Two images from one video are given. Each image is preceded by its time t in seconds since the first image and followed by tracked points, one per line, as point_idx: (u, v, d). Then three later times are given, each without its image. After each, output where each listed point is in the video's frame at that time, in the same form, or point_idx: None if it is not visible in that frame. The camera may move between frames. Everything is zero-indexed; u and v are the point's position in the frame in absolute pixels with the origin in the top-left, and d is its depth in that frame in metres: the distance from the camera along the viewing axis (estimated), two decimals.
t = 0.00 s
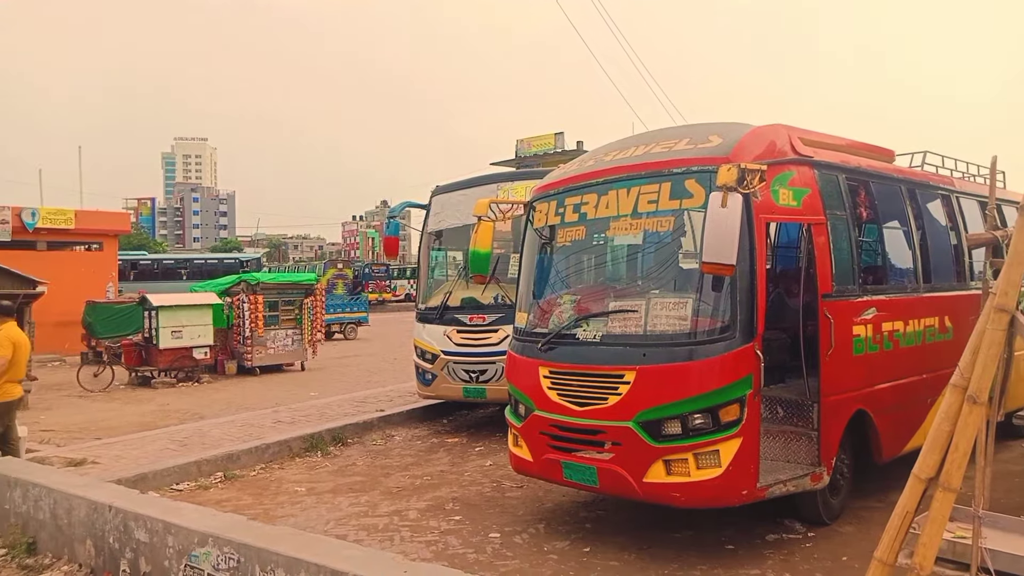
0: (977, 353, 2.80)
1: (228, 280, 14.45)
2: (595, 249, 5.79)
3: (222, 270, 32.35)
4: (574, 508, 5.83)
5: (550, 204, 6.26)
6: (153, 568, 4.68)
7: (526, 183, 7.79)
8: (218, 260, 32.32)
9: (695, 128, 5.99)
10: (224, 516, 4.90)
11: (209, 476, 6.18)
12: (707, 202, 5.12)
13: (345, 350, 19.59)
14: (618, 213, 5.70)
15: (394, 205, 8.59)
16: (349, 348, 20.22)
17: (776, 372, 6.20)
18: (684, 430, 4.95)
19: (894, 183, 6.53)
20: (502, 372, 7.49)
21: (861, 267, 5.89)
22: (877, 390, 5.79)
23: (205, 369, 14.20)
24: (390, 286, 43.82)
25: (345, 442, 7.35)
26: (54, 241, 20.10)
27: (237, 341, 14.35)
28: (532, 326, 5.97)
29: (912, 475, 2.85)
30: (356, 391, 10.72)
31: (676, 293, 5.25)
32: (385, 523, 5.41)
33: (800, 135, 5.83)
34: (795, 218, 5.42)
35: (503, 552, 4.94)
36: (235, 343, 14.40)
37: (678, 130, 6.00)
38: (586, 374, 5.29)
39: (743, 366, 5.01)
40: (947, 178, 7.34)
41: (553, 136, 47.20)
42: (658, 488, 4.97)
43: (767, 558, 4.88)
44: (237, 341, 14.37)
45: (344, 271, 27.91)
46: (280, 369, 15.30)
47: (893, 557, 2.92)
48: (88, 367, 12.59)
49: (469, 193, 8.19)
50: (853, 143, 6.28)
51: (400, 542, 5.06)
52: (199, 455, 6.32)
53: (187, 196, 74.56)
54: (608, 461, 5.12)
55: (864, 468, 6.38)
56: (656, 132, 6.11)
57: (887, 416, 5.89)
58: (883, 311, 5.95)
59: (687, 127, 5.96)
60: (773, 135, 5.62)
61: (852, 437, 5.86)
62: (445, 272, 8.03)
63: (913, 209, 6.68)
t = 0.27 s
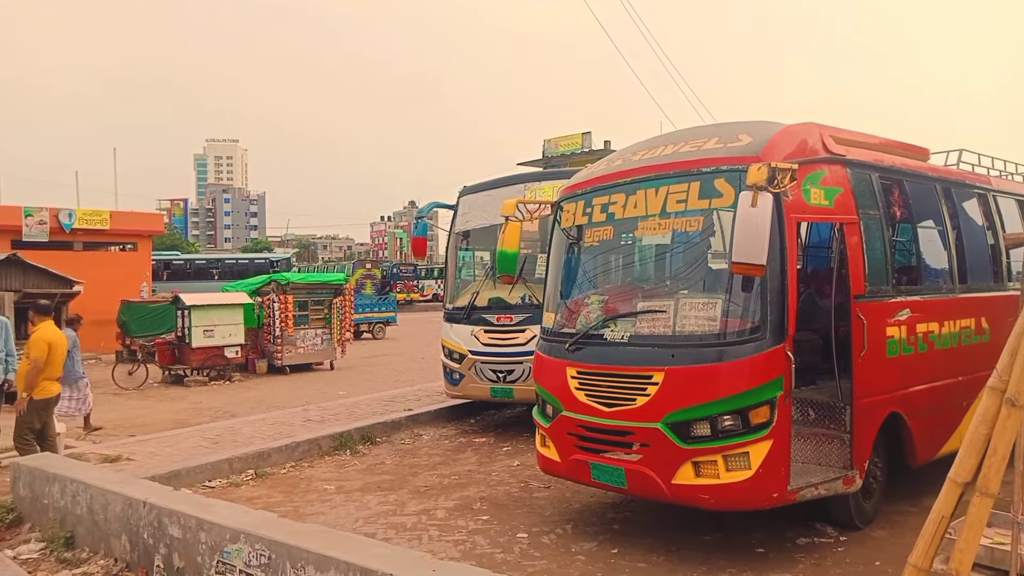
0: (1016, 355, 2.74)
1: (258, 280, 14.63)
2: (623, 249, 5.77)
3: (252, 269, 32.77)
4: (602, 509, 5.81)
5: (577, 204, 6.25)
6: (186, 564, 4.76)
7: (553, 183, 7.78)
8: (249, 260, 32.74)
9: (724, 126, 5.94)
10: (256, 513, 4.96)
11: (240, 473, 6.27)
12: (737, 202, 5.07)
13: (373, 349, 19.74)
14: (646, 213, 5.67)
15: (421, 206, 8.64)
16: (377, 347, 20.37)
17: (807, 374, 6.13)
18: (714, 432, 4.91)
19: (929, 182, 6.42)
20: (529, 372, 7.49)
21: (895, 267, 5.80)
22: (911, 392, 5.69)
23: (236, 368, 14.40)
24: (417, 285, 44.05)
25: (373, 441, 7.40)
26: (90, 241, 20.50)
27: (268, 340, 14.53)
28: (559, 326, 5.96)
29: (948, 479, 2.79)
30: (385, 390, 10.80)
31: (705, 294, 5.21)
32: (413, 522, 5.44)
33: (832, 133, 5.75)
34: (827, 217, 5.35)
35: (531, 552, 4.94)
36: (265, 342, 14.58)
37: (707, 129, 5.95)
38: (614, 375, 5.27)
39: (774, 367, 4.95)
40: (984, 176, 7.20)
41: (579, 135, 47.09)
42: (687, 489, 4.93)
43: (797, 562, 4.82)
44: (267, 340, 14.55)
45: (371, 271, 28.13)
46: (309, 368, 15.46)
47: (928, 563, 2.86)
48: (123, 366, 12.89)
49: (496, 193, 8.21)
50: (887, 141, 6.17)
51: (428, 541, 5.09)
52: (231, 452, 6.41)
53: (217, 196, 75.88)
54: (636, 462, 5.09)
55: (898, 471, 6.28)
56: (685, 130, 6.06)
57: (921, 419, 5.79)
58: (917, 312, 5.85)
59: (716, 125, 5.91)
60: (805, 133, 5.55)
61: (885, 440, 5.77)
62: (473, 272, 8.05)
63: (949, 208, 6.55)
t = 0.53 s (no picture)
0: None
1: (287, 279, 14.80)
2: (650, 248, 5.74)
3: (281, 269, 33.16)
4: (629, 509, 5.79)
5: (604, 203, 6.23)
6: (218, 558, 4.83)
7: (579, 182, 7.77)
8: (277, 259, 33.11)
9: (753, 124, 5.88)
10: (285, 510, 5.01)
11: (270, 470, 6.34)
12: (766, 200, 5.02)
13: (400, 348, 19.87)
14: (674, 211, 5.63)
15: (447, 206, 8.69)
16: (404, 346, 20.49)
17: (838, 374, 6.05)
18: (742, 432, 4.86)
19: (964, 179, 6.30)
20: (555, 371, 7.48)
21: (929, 266, 5.70)
22: (945, 393, 5.59)
23: (265, 366, 14.57)
24: (443, 285, 44.23)
25: (401, 439, 7.45)
26: (123, 240, 20.87)
27: (296, 338, 14.70)
28: (586, 325, 5.95)
29: (984, 481, 2.74)
30: (412, 389, 10.87)
31: (733, 293, 5.17)
32: (440, 519, 5.46)
33: (864, 130, 5.67)
34: (858, 216, 5.28)
35: (558, 551, 4.94)
36: (294, 341, 14.75)
37: (736, 126, 5.90)
38: (641, 375, 5.24)
39: (804, 367, 4.89)
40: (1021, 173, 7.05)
41: (605, 134, 46.92)
42: (715, 490, 4.89)
43: (828, 564, 4.76)
44: (296, 339, 14.70)
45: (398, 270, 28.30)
46: (337, 366, 15.60)
47: (963, 566, 2.81)
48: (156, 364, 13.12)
49: (523, 192, 8.22)
50: (920, 138, 6.07)
51: (455, 539, 5.11)
52: (261, 449, 6.49)
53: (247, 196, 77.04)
54: (664, 462, 5.07)
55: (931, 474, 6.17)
56: (713, 128, 6.01)
57: (955, 421, 5.68)
58: (952, 312, 5.75)
59: (745, 123, 5.86)
60: (836, 130, 5.48)
61: (918, 441, 5.67)
62: (499, 271, 8.07)
63: (985, 206, 6.43)
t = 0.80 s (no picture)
0: None
1: (309, 280, 14.92)
2: (671, 248, 5.71)
3: (304, 270, 33.46)
4: (650, 511, 5.77)
5: (625, 203, 6.21)
6: (242, 557, 4.88)
7: (600, 183, 7.75)
8: (300, 261, 33.41)
9: (775, 123, 5.84)
10: (308, 509, 5.06)
11: (293, 470, 6.40)
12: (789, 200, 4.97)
13: (422, 348, 19.96)
14: (695, 211, 5.60)
15: (468, 207, 8.72)
16: (425, 346, 20.59)
17: (863, 375, 5.98)
18: (765, 434, 4.82)
19: (992, 177, 6.21)
20: (576, 372, 7.46)
21: (955, 266, 5.62)
22: (973, 395, 5.51)
23: (288, 366, 14.70)
24: (464, 285, 44.36)
25: (422, 440, 7.48)
26: (149, 242, 21.16)
27: (319, 339, 14.81)
28: (607, 326, 5.94)
29: (1013, 484, 2.70)
30: (433, 389, 10.91)
31: (756, 294, 5.13)
32: (461, 520, 5.48)
33: (889, 128, 5.60)
34: (883, 215, 5.21)
35: (579, 553, 4.93)
36: (316, 342, 14.86)
37: (758, 126, 5.86)
38: (662, 376, 5.21)
39: (828, 368, 4.83)
40: None
41: (626, 134, 46.82)
42: (738, 492, 4.86)
43: (853, 567, 4.70)
44: (318, 339, 14.81)
45: (419, 271, 28.43)
46: (359, 367, 15.71)
47: (991, 571, 2.77)
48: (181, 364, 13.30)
49: (543, 193, 8.21)
50: (946, 136, 5.99)
51: (476, 539, 5.12)
52: (284, 449, 6.54)
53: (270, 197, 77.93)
54: (685, 464, 5.04)
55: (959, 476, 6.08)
56: (734, 128, 5.97)
57: (983, 422, 5.59)
58: (979, 312, 5.66)
59: (767, 122, 5.81)
60: (860, 129, 5.42)
61: (945, 444, 5.59)
62: (519, 272, 8.08)
63: (1013, 204, 6.33)
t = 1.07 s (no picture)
0: None
1: (333, 280, 15.03)
2: (694, 248, 5.69)
3: (327, 270, 33.74)
4: (672, 511, 5.74)
5: (647, 202, 6.19)
6: (266, 553, 4.93)
7: (622, 182, 7.73)
8: (323, 260, 33.69)
9: (799, 121, 5.79)
10: (331, 507, 5.10)
11: (316, 467, 6.45)
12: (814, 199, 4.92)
13: (444, 347, 20.04)
14: (718, 210, 5.57)
15: (490, 207, 8.74)
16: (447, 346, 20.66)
17: (889, 376, 5.90)
18: (789, 434, 4.77)
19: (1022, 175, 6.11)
20: (598, 372, 7.44)
21: (984, 265, 5.54)
22: (1002, 396, 5.42)
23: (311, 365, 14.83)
24: (485, 285, 44.47)
25: (444, 438, 7.51)
26: (175, 242, 21.45)
27: (342, 338, 14.91)
28: (629, 325, 5.92)
29: None
30: (455, 388, 10.95)
31: (780, 293, 5.08)
32: (483, 518, 5.49)
33: (916, 126, 5.53)
34: (910, 214, 5.14)
35: (600, 552, 4.92)
36: (339, 341, 14.96)
37: (782, 124, 5.81)
38: (685, 376, 5.18)
39: (853, 368, 4.77)
40: None
41: (649, 133, 46.67)
42: (762, 493, 4.82)
43: (878, 570, 4.65)
44: (342, 339, 14.91)
45: (441, 271, 28.53)
46: (381, 366, 15.80)
47: None
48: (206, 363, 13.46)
49: (565, 192, 8.20)
50: (975, 133, 5.90)
51: (498, 538, 5.13)
52: (308, 447, 6.60)
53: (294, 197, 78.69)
54: (708, 464, 5.00)
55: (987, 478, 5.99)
56: (758, 126, 5.92)
57: (1012, 424, 5.50)
58: (1009, 313, 5.58)
59: (791, 121, 5.76)
60: (886, 127, 5.36)
61: (974, 446, 5.51)
62: (541, 272, 8.08)
63: None
